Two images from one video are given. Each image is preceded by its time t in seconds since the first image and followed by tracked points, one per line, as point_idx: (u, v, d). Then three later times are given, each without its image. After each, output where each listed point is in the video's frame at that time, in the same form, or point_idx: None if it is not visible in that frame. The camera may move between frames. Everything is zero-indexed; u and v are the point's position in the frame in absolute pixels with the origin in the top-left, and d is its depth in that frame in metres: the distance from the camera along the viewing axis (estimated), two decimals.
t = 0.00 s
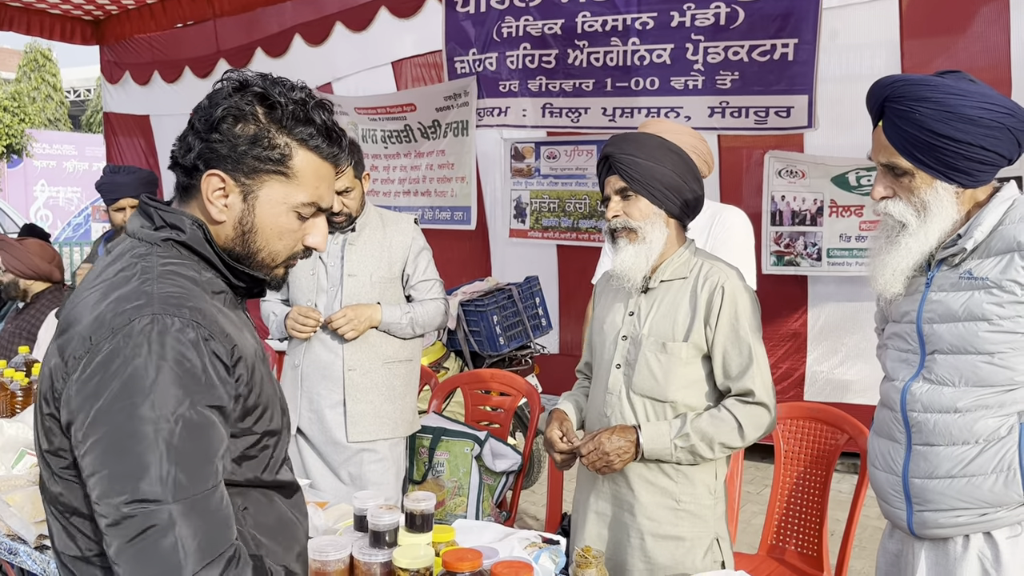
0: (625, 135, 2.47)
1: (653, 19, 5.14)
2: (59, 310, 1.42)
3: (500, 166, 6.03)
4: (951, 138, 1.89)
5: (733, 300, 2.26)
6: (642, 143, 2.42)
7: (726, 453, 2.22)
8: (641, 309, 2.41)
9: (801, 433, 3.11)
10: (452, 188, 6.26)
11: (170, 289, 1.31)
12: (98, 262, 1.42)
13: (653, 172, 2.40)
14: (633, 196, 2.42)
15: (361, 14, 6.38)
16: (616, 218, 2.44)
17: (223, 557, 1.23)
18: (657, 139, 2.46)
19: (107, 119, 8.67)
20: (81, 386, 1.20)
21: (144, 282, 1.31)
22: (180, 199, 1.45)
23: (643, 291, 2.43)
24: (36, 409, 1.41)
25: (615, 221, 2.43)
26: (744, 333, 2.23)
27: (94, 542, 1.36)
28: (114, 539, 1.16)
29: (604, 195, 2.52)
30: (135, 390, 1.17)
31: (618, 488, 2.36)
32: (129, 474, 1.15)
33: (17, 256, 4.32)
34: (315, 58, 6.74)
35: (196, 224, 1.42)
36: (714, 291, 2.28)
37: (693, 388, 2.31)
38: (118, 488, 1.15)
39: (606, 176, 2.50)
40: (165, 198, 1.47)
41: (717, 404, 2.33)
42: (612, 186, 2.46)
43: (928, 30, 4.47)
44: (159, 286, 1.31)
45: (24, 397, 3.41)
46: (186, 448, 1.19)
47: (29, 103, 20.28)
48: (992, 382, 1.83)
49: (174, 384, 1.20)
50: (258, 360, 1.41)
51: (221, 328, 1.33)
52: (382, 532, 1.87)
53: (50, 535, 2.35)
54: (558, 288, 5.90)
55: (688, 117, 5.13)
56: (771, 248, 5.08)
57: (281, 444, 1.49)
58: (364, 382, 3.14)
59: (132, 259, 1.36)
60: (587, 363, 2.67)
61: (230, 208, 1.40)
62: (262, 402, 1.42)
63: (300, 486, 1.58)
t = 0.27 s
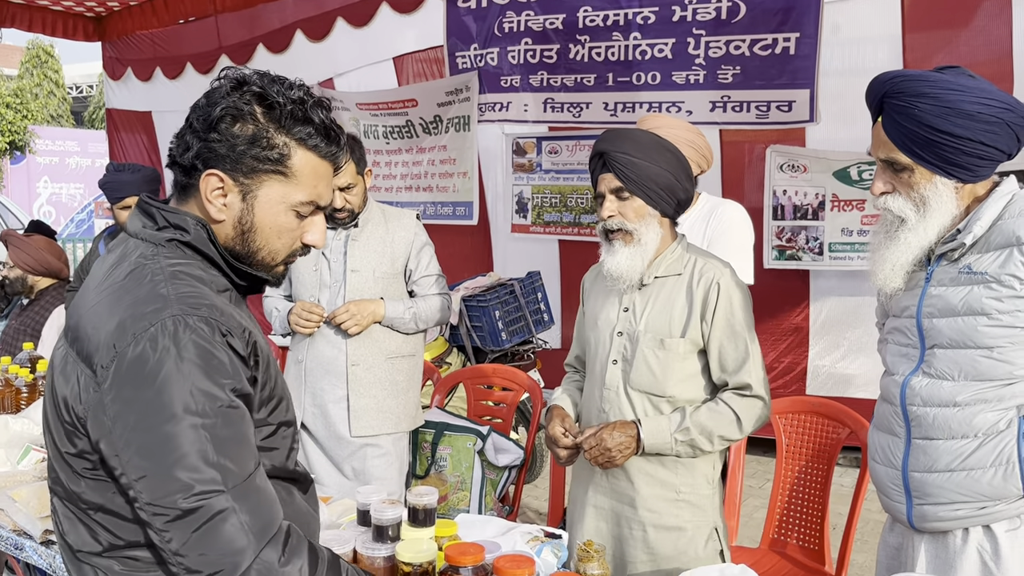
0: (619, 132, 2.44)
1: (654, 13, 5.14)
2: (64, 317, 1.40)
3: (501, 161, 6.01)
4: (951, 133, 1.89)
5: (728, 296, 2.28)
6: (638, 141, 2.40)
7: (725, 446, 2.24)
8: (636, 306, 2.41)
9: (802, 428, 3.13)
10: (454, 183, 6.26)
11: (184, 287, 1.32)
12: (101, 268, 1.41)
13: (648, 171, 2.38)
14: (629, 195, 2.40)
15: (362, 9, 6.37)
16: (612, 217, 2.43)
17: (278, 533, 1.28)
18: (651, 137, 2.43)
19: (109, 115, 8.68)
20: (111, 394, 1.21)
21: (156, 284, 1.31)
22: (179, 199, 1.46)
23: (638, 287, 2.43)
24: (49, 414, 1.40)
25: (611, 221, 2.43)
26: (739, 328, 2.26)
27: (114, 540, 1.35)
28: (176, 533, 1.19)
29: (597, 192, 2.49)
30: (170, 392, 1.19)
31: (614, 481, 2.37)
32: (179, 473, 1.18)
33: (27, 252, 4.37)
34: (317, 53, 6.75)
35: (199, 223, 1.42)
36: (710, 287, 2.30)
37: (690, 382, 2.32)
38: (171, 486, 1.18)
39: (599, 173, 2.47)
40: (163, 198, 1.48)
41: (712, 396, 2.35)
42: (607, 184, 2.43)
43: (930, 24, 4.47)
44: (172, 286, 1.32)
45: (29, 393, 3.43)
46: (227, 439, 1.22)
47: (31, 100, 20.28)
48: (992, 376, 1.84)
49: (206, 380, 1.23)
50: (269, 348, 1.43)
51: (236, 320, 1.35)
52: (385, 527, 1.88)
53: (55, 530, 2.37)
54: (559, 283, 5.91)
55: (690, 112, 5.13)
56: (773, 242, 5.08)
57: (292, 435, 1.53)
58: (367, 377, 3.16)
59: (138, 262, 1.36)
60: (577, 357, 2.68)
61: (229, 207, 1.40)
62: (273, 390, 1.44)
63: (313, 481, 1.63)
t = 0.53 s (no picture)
0: (629, 123, 2.39)
1: (659, 5, 5.12)
2: (74, 312, 1.41)
3: (505, 155, 6.03)
4: (959, 121, 1.89)
5: (734, 283, 2.31)
6: (649, 134, 2.36)
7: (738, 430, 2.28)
8: (641, 297, 2.39)
9: (808, 418, 3.13)
10: (459, 176, 6.26)
11: (193, 275, 1.33)
12: (107, 262, 1.42)
13: (660, 167, 2.36)
14: (638, 189, 2.37)
15: (366, 3, 6.36)
16: (619, 211, 2.39)
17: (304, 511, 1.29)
18: (661, 129, 2.40)
19: (115, 110, 8.70)
20: (129, 384, 1.23)
21: (165, 274, 1.32)
22: (183, 189, 1.46)
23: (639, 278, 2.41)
24: (64, 407, 1.41)
25: (617, 214, 2.39)
26: (745, 315, 2.30)
27: (131, 528, 1.36)
28: (204, 516, 1.21)
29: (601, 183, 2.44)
30: (186, 379, 1.21)
31: (630, 470, 2.37)
32: (200, 458, 1.19)
33: (37, 245, 4.38)
34: (320, 47, 6.76)
35: (203, 213, 1.42)
36: (716, 277, 2.33)
37: (700, 369, 2.35)
38: (195, 470, 1.19)
39: (606, 163, 2.41)
40: (164, 190, 1.48)
41: (720, 381, 2.38)
42: (617, 176, 2.38)
43: (935, 13, 4.44)
44: (181, 276, 1.32)
45: (38, 385, 3.45)
46: (245, 422, 1.23)
47: (37, 96, 20.30)
48: (1000, 363, 1.84)
49: (221, 365, 1.24)
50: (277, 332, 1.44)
51: (246, 306, 1.36)
52: (393, 516, 1.89)
53: (66, 521, 2.39)
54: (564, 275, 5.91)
55: (694, 103, 5.12)
56: (778, 234, 5.08)
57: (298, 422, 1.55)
58: (374, 368, 3.17)
59: (145, 255, 1.37)
60: (575, 348, 2.65)
61: (230, 196, 1.41)
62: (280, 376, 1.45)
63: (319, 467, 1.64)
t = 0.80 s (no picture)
0: (678, 106, 2.37)
1: None
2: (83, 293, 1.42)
3: (513, 146, 6.02)
4: (976, 103, 1.87)
5: (755, 270, 2.33)
6: (696, 123, 2.35)
7: (759, 416, 2.30)
8: (659, 283, 2.39)
9: (819, 406, 3.13)
10: (467, 167, 6.25)
11: (196, 263, 1.33)
12: (116, 244, 1.43)
13: (698, 157, 2.34)
14: (673, 176, 2.36)
15: None
16: (649, 193, 2.38)
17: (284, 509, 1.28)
18: (706, 120, 2.38)
19: (123, 104, 8.72)
20: (123, 367, 1.23)
21: (168, 260, 1.32)
22: (196, 176, 1.46)
23: (656, 264, 2.41)
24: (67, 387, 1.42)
25: (647, 196, 2.37)
26: (767, 300, 2.31)
27: (130, 512, 1.36)
28: (182, 507, 1.20)
29: (636, 161, 2.41)
30: (176, 366, 1.20)
31: (651, 457, 2.37)
32: (185, 447, 1.19)
33: (49, 236, 4.39)
34: (329, 39, 6.74)
35: (212, 200, 1.42)
36: (737, 263, 2.33)
37: (720, 355, 2.35)
38: (178, 460, 1.19)
39: (645, 141, 2.37)
40: (178, 176, 1.48)
41: (740, 366, 2.39)
42: (656, 158, 2.35)
43: None
44: (184, 263, 1.32)
45: (52, 375, 3.48)
46: (234, 415, 1.22)
47: (46, 91, 20.36)
48: (1015, 347, 1.83)
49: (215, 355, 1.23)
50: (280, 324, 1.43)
51: (248, 297, 1.35)
52: (406, 501, 1.89)
53: (81, 509, 2.41)
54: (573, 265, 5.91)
55: (703, 92, 5.09)
56: (788, 222, 5.06)
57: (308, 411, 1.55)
58: (384, 357, 3.18)
59: (153, 237, 1.38)
60: (586, 335, 2.65)
61: (236, 179, 1.41)
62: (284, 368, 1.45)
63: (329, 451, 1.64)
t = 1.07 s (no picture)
0: (715, 93, 2.37)
1: None
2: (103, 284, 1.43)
3: (522, 136, 6.00)
4: (994, 87, 1.86)
5: (786, 262, 2.29)
6: (734, 110, 2.35)
7: (780, 413, 2.26)
8: (687, 272, 2.39)
9: (830, 395, 3.12)
10: (476, 158, 6.23)
11: (190, 253, 1.28)
12: (133, 232, 1.43)
13: (733, 143, 2.33)
14: (710, 163, 2.34)
15: None
16: (684, 179, 2.35)
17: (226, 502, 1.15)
18: (743, 109, 2.39)
19: (133, 98, 8.75)
20: (98, 345, 1.20)
21: (165, 247, 1.29)
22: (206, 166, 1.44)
23: (687, 253, 2.40)
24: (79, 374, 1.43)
25: (682, 182, 2.35)
26: (795, 296, 2.28)
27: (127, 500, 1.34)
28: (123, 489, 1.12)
29: (671, 148, 2.39)
30: (136, 343, 1.15)
31: (669, 447, 2.37)
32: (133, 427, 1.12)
33: (61, 230, 4.44)
34: (336, 31, 6.71)
35: (219, 188, 1.40)
36: (766, 255, 2.31)
37: (744, 349, 2.33)
38: (127, 439, 1.12)
39: (681, 127, 2.36)
40: (193, 166, 1.47)
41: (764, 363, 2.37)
42: (692, 144, 2.33)
43: None
44: (177, 249, 1.29)
45: (65, 367, 3.51)
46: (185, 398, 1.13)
47: (56, 85, 20.45)
48: None
49: (176, 336, 1.15)
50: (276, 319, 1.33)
51: (240, 293, 1.28)
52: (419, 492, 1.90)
53: (95, 500, 2.43)
54: (583, 255, 5.90)
55: (713, 80, 5.07)
56: (798, 211, 5.04)
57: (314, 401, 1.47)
58: (395, 348, 3.19)
59: (161, 224, 1.37)
60: (613, 324, 2.65)
61: (233, 161, 1.37)
62: (283, 365, 1.35)
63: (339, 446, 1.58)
